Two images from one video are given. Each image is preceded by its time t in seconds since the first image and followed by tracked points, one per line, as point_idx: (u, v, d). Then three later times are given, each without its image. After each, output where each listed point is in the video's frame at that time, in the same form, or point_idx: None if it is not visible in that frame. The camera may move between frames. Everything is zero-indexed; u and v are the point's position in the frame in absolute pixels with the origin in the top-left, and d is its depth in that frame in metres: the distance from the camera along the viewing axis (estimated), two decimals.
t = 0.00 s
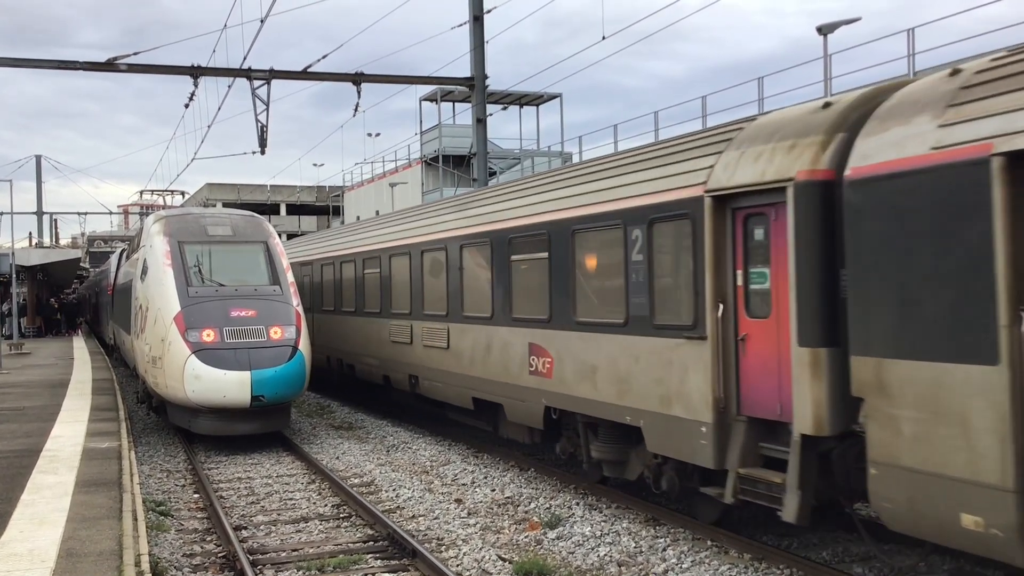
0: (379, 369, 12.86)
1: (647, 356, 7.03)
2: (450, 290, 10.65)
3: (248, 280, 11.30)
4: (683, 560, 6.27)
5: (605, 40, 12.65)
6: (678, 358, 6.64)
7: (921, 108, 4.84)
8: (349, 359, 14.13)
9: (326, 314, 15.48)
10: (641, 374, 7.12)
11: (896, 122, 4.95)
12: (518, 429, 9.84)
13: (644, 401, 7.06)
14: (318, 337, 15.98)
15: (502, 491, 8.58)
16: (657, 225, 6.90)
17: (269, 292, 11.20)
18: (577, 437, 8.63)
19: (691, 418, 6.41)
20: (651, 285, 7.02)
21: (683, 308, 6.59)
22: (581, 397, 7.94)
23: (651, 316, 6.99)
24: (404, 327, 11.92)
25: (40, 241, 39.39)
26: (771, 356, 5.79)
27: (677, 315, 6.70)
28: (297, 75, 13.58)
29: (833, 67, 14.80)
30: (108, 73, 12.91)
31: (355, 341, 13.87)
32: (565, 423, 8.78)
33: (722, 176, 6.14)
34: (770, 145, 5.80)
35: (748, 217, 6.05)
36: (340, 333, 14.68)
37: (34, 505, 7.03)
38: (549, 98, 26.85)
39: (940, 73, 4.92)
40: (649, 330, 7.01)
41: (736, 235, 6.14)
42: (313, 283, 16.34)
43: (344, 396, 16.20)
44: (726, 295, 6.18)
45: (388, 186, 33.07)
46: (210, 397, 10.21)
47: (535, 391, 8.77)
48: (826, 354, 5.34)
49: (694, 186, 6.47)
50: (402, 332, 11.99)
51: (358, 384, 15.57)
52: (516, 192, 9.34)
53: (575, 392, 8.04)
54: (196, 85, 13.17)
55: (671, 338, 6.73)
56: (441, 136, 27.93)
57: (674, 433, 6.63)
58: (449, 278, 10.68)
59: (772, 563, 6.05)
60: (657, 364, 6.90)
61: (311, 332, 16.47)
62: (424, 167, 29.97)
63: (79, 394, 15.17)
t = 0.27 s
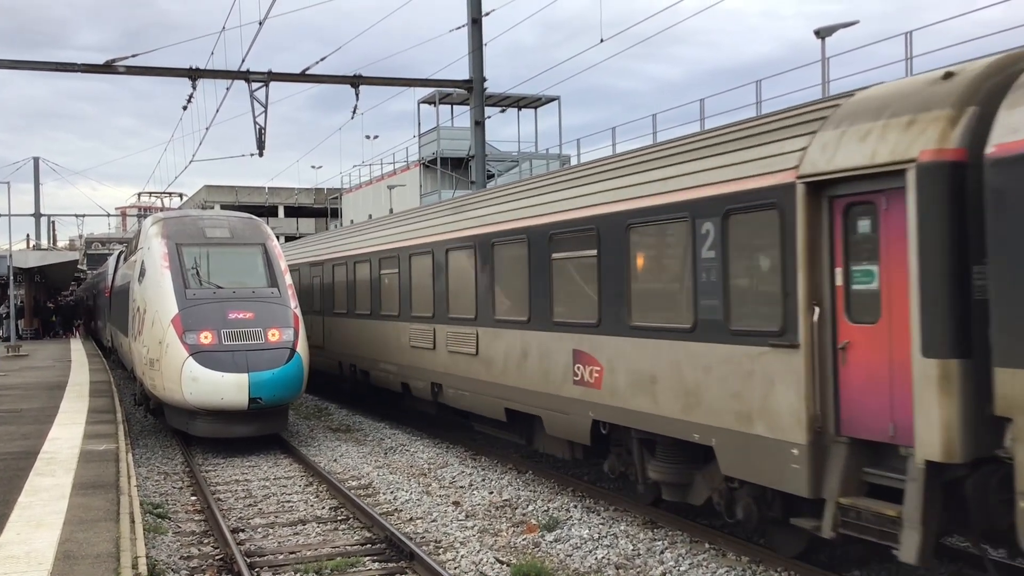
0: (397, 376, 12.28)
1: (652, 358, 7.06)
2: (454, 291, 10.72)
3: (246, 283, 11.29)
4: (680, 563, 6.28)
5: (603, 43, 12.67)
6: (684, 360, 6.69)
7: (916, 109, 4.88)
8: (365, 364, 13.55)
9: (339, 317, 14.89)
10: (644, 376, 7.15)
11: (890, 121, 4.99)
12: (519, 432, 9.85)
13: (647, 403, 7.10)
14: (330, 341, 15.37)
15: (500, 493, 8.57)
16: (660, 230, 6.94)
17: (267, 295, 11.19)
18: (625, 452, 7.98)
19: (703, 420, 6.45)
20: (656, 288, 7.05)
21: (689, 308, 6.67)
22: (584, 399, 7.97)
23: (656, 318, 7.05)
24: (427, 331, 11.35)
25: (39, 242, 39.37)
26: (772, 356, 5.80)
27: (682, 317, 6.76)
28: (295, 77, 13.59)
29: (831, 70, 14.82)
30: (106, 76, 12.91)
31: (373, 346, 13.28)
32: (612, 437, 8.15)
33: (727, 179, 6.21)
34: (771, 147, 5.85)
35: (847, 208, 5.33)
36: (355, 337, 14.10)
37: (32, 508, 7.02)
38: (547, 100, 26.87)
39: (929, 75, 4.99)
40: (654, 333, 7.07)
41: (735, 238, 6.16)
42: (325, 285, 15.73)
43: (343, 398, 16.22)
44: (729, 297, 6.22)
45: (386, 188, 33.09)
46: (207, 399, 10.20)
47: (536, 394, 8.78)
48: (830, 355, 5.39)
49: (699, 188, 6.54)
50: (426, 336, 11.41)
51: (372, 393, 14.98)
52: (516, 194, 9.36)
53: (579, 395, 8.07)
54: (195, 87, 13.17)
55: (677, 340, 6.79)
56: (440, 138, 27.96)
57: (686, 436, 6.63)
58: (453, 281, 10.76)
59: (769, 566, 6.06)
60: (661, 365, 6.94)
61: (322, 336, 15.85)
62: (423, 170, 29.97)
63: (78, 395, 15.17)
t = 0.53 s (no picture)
0: (419, 383, 11.53)
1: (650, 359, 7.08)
2: (451, 293, 10.73)
3: (244, 283, 11.29)
4: (678, 565, 6.28)
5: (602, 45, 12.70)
6: (682, 361, 6.71)
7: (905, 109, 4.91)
8: (381, 369, 12.78)
9: (352, 318, 14.11)
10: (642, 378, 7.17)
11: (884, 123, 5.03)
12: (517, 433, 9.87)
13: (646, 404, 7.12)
14: (342, 344, 14.60)
15: (498, 495, 8.57)
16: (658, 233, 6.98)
17: (265, 296, 11.19)
18: (690, 472, 7.15)
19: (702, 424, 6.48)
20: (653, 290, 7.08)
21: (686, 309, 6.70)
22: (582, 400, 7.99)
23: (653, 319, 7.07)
24: (451, 336, 10.62)
25: (36, 243, 39.33)
26: (772, 360, 5.85)
27: (679, 320, 6.78)
28: (294, 79, 13.60)
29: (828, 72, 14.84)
30: (104, 77, 12.90)
31: (389, 350, 12.52)
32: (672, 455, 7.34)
33: (726, 181, 6.25)
34: (771, 150, 5.89)
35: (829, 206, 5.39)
36: (369, 340, 13.33)
37: (29, 509, 7.02)
38: (545, 102, 26.89)
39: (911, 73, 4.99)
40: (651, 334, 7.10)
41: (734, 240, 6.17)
42: (336, 285, 14.95)
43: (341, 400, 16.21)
44: (727, 300, 6.25)
45: (384, 189, 33.09)
46: (205, 400, 10.19)
47: (535, 395, 8.80)
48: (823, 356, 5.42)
49: (699, 190, 6.57)
50: (449, 342, 10.66)
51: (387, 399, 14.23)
52: (515, 195, 9.38)
53: (577, 397, 8.07)
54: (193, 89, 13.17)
55: (675, 342, 6.82)
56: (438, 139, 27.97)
57: (686, 440, 6.66)
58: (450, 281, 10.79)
59: (766, 568, 6.07)
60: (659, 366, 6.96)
61: (334, 338, 15.08)
62: (421, 171, 29.97)
63: (75, 396, 15.15)
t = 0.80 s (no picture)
0: (444, 390, 10.75)
1: (648, 360, 7.09)
2: (448, 294, 10.73)
3: (243, 283, 11.29)
4: (677, 565, 6.28)
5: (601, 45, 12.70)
6: (679, 362, 6.72)
7: (903, 110, 4.97)
8: (400, 374, 11.99)
9: (368, 320, 13.32)
10: (639, 378, 7.17)
11: (879, 125, 5.08)
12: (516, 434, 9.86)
13: (643, 405, 7.13)
14: (357, 347, 13.80)
15: (497, 495, 8.58)
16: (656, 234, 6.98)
17: (264, 295, 11.19)
18: (773, 497, 6.29)
19: (700, 425, 6.48)
20: (650, 290, 7.09)
21: (683, 310, 6.72)
22: (580, 401, 8.00)
23: (649, 320, 7.09)
24: (479, 341, 9.82)
25: (35, 242, 39.31)
26: (768, 361, 5.87)
27: (676, 321, 6.81)
28: (294, 79, 13.60)
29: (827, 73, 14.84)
30: (104, 76, 12.90)
31: (408, 355, 11.73)
32: (748, 477, 6.49)
33: (724, 182, 6.26)
34: (770, 150, 5.90)
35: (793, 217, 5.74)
36: (387, 343, 12.52)
37: (28, 508, 7.01)
38: (544, 103, 26.89)
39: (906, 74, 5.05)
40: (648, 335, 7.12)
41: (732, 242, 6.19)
42: (350, 284, 14.16)
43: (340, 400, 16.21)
44: (726, 301, 6.27)
45: (384, 190, 33.09)
46: (204, 400, 10.19)
47: (533, 395, 8.80)
48: (820, 356, 5.45)
49: (697, 191, 6.58)
50: (477, 348, 9.86)
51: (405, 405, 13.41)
52: (514, 195, 9.39)
53: (574, 397, 8.08)
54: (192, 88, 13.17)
55: (672, 342, 6.83)
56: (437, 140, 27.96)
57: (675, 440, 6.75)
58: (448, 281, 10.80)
59: (765, 569, 6.07)
60: (657, 366, 6.97)
61: (348, 341, 14.29)
62: (421, 171, 29.96)
63: (74, 396, 15.15)
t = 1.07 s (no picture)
0: (476, 397, 9.97)
1: (648, 359, 7.08)
2: (448, 294, 10.73)
3: (243, 282, 11.29)
4: (677, 565, 6.28)
5: (601, 45, 12.70)
6: (679, 362, 6.72)
7: (900, 111, 4.98)
8: (426, 378, 11.26)
9: (388, 319, 12.57)
10: (640, 378, 7.17)
11: (877, 125, 5.09)
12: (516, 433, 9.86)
13: (642, 404, 7.13)
14: (377, 348, 13.03)
15: (497, 494, 8.58)
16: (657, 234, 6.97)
17: (264, 295, 11.19)
18: (887, 526, 5.54)
19: (700, 424, 6.48)
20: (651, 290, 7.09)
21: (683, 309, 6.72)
22: (579, 400, 8.00)
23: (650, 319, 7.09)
24: (518, 343, 9.04)
25: (35, 241, 39.30)
26: (768, 361, 5.87)
27: (676, 320, 6.81)
28: (294, 78, 13.60)
29: (828, 73, 14.84)
30: (104, 76, 12.90)
31: (435, 358, 10.98)
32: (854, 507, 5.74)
33: (723, 182, 6.26)
34: (771, 150, 5.90)
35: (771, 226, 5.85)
36: (409, 344, 11.79)
37: (27, 507, 7.01)
38: (545, 102, 26.89)
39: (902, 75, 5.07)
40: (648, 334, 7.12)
41: (729, 245, 6.20)
42: (369, 282, 13.39)
43: (339, 400, 16.20)
44: (726, 301, 6.27)
45: (384, 189, 33.08)
46: (204, 399, 10.19)
47: (532, 394, 8.80)
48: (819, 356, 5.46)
49: (695, 191, 6.58)
50: (515, 351, 9.09)
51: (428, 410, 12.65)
52: (514, 194, 9.38)
53: (574, 396, 8.07)
54: (193, 87, 13.17)
55: (671, 342, 6.83)
56: (437, 139, 27.98)
57: (670, 437, 6.82)
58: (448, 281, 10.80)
59: (764, 568, 6.07)
60: (657, 365, 6.97)
61: (366, 341, 13.53)
62: (421, 170, 29.96)
63: (74, 395, 15.15)
